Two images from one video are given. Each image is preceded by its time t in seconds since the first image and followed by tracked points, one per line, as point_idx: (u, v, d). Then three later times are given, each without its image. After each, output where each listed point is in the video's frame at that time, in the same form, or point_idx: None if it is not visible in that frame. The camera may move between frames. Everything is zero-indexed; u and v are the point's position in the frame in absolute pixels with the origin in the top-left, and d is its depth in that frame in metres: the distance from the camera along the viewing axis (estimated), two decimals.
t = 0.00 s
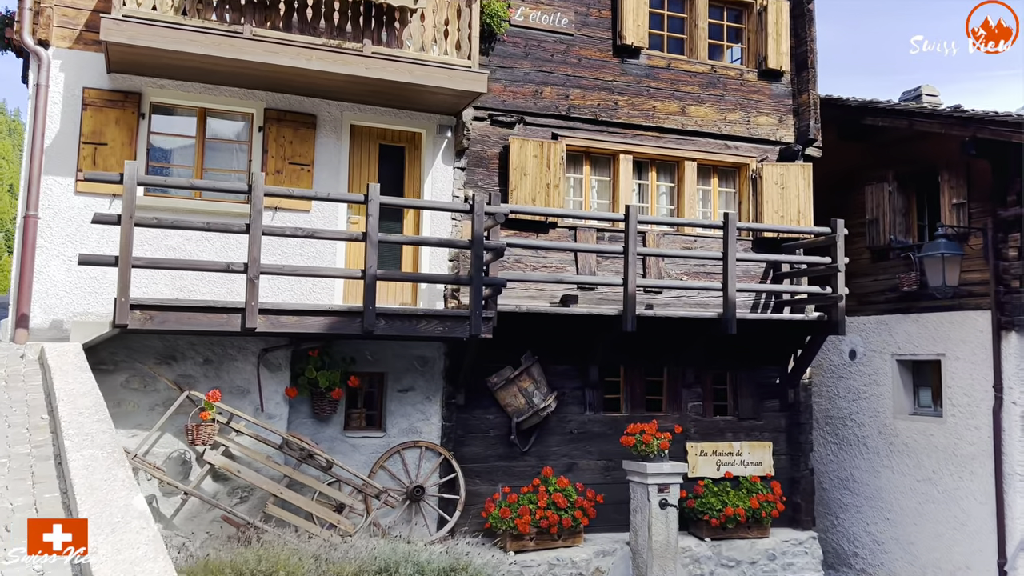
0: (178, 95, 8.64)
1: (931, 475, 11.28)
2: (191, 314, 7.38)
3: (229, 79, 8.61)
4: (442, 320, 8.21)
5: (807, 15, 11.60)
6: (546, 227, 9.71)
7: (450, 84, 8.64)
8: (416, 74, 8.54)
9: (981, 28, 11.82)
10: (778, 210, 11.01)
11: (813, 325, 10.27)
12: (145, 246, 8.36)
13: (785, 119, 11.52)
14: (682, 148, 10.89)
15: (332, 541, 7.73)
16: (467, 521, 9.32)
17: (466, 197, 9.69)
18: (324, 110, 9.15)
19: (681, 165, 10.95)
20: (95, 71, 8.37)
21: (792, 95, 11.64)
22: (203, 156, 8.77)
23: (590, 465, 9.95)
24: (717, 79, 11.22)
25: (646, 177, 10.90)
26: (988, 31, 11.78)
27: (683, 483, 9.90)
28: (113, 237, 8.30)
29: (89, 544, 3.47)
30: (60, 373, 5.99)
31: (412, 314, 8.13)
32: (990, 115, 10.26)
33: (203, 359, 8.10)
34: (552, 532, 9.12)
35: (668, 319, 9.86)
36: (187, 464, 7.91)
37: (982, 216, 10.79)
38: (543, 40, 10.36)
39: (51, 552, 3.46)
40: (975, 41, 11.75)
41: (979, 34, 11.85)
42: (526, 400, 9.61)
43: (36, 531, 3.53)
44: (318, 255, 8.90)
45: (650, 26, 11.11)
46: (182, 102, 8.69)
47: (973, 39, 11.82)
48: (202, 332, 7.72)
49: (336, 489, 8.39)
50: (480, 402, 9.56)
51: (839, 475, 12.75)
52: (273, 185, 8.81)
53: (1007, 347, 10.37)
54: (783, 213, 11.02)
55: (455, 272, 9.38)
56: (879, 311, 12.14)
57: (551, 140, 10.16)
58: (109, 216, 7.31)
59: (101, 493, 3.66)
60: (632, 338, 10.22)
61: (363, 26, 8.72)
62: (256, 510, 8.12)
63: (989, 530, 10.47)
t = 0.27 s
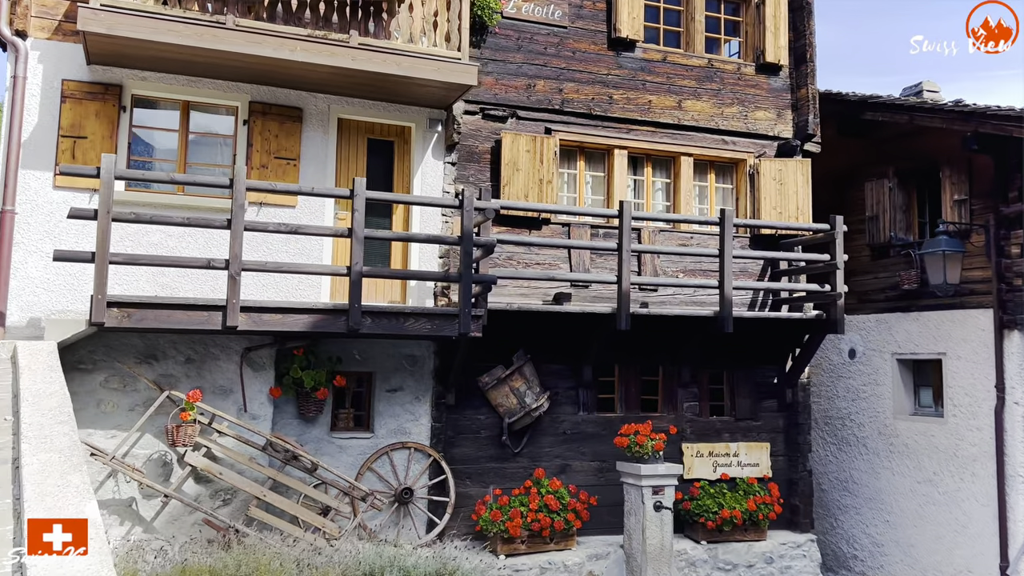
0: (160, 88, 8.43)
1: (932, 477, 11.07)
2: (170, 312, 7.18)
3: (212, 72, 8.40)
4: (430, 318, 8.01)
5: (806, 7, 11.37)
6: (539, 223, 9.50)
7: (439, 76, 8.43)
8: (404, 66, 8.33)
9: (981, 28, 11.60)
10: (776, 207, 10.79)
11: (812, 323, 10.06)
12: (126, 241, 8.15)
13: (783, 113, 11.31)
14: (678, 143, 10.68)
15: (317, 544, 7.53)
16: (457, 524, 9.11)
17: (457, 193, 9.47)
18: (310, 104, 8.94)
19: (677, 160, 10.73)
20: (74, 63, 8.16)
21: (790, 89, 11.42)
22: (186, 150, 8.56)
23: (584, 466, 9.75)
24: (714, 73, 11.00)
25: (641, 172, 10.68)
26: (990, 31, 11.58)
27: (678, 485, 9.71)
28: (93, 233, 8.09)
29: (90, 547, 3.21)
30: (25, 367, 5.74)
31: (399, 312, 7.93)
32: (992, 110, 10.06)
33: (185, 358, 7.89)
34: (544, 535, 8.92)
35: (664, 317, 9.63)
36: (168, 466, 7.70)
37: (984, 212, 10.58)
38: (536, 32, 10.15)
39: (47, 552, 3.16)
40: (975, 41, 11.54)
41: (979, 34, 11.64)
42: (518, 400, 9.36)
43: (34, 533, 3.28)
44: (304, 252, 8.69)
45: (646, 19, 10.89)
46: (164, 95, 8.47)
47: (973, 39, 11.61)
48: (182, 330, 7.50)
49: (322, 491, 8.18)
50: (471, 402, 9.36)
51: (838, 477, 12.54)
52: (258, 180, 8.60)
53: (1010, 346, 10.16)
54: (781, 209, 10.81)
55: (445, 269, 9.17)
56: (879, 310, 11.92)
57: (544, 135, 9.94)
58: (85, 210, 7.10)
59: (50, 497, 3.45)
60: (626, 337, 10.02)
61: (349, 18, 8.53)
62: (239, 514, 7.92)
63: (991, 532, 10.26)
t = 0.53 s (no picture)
0: (144, 75, 8.23)
1: (933, 474, 10.88)
2: (151, 304, 6.98)
3: (197, 58, 8.20)
4: (419, 311, 7.81)
5: None
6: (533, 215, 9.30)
7: (429, 63, 8.23)
8: (393, 54, 8.12)
9: (982, 28, 11.39)
10: (775, 199, 10.59)
11: (811, 317, 9.87)
12: (108, 232, 7.94)
13: (783, 104, 11.10)
14: (675, 134, 10.47)
15: (303, 543, 7.34)
16: (448, 522, 8.92)
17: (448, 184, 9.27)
18: (298, 92, 8.74)
19: (674, 152, 10.53)
20: (55, 49, 7.96)
21: (789, 79, 11.22)
22: (170, 139, 8.35)
23: (578, 463, 9.55)
24: (712, 63, 10.80)
25: (638, 164, 10.48)
26: (991, 31, 11.38)
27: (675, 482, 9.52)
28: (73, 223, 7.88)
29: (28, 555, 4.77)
30: (0, 384, 6.19)
31: (388, 305, 7.74)
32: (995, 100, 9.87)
33: (168, 351, 7.70)
34: (537, 533, 8.73)
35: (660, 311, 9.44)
36: (150, 462, 7.51)
37: (986, 205, 10.38)
38: (530, 20, 9.94)
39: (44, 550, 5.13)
40: (975, 41, 11.34)
41: (978, 34, 11.44)
42: (510, 395, 9.20)
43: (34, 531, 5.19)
44: (291, 243, 8.49)
45: (642, 8, 10.68)
46: (148, 82, 8.27)
47: (973, 39, 11.40)
48: (164, 323, 7.30)
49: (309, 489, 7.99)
50: (462, 397, 9.16)
51: (838, 474, 12.35)
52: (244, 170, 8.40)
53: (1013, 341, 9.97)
54: (780, 201, 10.61)
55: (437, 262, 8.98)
56: (879, 304, 11.72)
57: (538, 125, 9.74)
58: (62, 199, 6.90)
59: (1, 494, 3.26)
60: (621, 331, 9.83)
61: (337, 3, 8.31)
62: (223, 512, 7.71)
63: (994, 531, 10.07)
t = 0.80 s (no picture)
0: (128, 65, 8.04)
1: (935, 473, 10.72)
2: (134, 300, 6.80)
3: (183, 48, 8.01)
4: (409, 307, 7.63)
5: None
6: (527, 209, 9.11)
7: (421, 54, 8.04)
8: (384, 43, 7.94)
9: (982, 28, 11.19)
10: (775, 193, 10.41)
11: (811, 314, 9.69)
12: (92, 226, 7.76)
13: (782, 97, 10.92)
14: (673, 127, 10.29)
15: (292, 545, 7.17)
16: (441, 522, 8.75)
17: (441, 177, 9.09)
18: (287, 84, 8.56)
19: (672, 145, 10.34)
20: (37, 38, 7.78)
21: (789, 72, 11.03)
22: (156, 131, 8.16)
23: (574, 462, 9.38)
24: (710, 55, 10.61)
25: (635, 157, 10.29)
26: (991, 31, 11.18)
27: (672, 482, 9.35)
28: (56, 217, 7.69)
29: None
30: None
31: (378, 301, 7.56)
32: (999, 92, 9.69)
33: (153, 348, 7.52)
34: (531, 534, 8.55)
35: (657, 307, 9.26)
36: (135, 462, 7.33)
37: (990, 199, 10.21)
38: (525, 11, 9.75)
39: None
40: (975, 41, 11.15)
41: (978, 34, 11.23)
42: (505, 393, 9.00)
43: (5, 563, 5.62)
44: (280, 237, 8.30)
45: None
46: (134, 72, 8.08)
47: (973, 39, 11.21)
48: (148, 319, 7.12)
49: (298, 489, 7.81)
50: (455, 395, 8.99)
51: (838, 473, 12.19)
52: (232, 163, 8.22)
53: (1016, 338, 9.80)
54: (780, 196, 10.43)
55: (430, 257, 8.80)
56: (880, 301, 11.54)
57: (533, 118, 9.55)
58: (42, 192, 6.72)
59: None
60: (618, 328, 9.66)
61: None
62: (210, 512, 7.53)
63: (996, 531, 9.91)
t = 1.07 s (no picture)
0: (113, 55, 7.87)
1: (935, 470, 10.58)
2: (117, 294, 6.64)
3: (169, 38, 7.84)
4: (400, 302, 7.47)
5: None
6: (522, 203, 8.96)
7: (412, 43, 7.88)
8: (374, 33, 7.77)
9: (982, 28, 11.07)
10: (773, 187, 10.26)
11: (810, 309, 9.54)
12: (76, 219, 7.60)
13: (781, 90, 10.76)
14: (669, 120, 10.13)
15: (279, 544, 7.02)
16: (432, 521, 8.60)
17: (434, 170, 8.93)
18: (276, 74, 8.40)
19: (668, 138, 10.19)
20: (19, 28, 7.64)
21: (788, 64, 10.87)
22: (142, 122, 7.99)
23: (568, 459, 9.24)
24: (708, 46, 10.45)
25: (631, 151, 10.14)
26: (991, 32, 11.05)
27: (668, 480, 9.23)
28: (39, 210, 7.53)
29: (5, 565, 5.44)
30: None
31: (367, 296, 7.41)
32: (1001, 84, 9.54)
33: (138, 344, 7.36)
34: (525, 533, 8.41)
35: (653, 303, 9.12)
36: (119, 460, 7.18)
37: (991, 193, 10.06)
38: (519, 1, 9.59)
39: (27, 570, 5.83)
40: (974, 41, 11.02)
41: (978, 33, 11.10)
42: (498, 389, 8.86)
43: None
44: (269, 231, 8.14)
45: None
46: (119, 63, 7.92)
47: (973, 39, 11.08)
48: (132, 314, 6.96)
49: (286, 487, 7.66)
50: (448, 392, 8.84)
51: (836, 470, 12.05)
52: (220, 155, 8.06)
53: (1018, 334, 9.66)
54: (778, 189, 10.28)
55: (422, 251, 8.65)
56: (880, 296, 11.39)
57: (528, 110, 9.40)
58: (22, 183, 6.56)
59: None
60: (613, 323, 9.51)
61: None
62: (196, 511, 7.38)
63: (997, 529, 9.78)
